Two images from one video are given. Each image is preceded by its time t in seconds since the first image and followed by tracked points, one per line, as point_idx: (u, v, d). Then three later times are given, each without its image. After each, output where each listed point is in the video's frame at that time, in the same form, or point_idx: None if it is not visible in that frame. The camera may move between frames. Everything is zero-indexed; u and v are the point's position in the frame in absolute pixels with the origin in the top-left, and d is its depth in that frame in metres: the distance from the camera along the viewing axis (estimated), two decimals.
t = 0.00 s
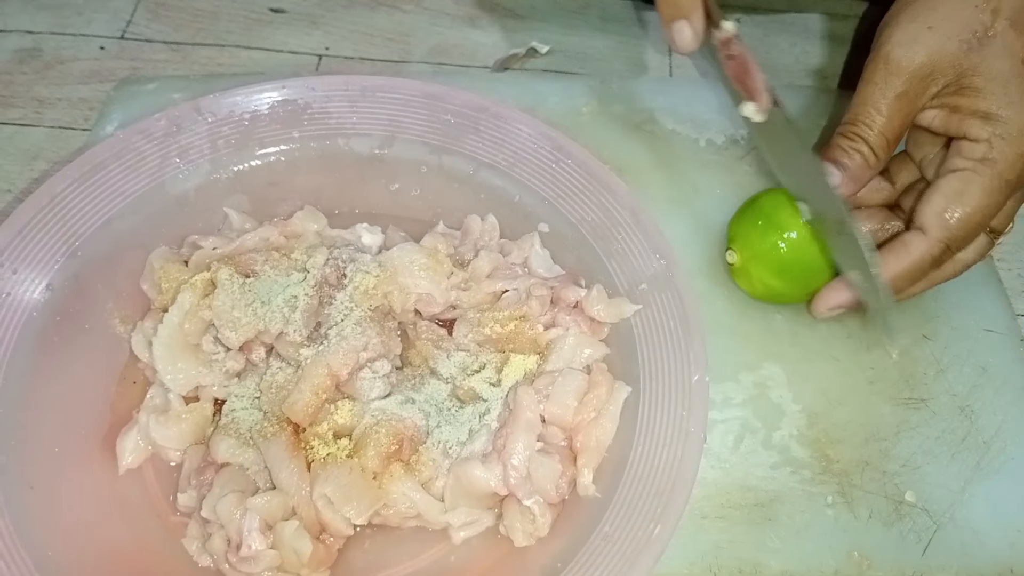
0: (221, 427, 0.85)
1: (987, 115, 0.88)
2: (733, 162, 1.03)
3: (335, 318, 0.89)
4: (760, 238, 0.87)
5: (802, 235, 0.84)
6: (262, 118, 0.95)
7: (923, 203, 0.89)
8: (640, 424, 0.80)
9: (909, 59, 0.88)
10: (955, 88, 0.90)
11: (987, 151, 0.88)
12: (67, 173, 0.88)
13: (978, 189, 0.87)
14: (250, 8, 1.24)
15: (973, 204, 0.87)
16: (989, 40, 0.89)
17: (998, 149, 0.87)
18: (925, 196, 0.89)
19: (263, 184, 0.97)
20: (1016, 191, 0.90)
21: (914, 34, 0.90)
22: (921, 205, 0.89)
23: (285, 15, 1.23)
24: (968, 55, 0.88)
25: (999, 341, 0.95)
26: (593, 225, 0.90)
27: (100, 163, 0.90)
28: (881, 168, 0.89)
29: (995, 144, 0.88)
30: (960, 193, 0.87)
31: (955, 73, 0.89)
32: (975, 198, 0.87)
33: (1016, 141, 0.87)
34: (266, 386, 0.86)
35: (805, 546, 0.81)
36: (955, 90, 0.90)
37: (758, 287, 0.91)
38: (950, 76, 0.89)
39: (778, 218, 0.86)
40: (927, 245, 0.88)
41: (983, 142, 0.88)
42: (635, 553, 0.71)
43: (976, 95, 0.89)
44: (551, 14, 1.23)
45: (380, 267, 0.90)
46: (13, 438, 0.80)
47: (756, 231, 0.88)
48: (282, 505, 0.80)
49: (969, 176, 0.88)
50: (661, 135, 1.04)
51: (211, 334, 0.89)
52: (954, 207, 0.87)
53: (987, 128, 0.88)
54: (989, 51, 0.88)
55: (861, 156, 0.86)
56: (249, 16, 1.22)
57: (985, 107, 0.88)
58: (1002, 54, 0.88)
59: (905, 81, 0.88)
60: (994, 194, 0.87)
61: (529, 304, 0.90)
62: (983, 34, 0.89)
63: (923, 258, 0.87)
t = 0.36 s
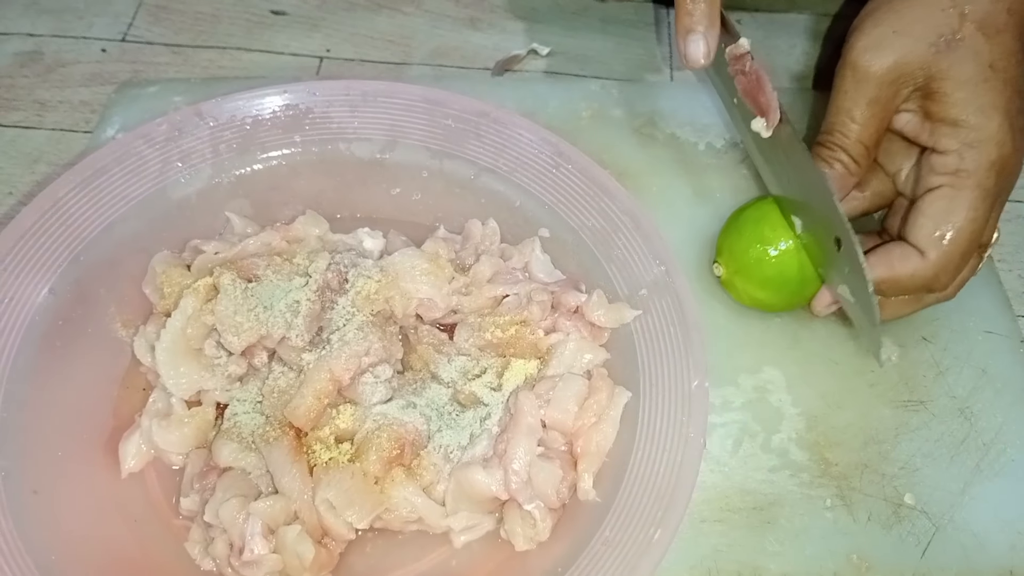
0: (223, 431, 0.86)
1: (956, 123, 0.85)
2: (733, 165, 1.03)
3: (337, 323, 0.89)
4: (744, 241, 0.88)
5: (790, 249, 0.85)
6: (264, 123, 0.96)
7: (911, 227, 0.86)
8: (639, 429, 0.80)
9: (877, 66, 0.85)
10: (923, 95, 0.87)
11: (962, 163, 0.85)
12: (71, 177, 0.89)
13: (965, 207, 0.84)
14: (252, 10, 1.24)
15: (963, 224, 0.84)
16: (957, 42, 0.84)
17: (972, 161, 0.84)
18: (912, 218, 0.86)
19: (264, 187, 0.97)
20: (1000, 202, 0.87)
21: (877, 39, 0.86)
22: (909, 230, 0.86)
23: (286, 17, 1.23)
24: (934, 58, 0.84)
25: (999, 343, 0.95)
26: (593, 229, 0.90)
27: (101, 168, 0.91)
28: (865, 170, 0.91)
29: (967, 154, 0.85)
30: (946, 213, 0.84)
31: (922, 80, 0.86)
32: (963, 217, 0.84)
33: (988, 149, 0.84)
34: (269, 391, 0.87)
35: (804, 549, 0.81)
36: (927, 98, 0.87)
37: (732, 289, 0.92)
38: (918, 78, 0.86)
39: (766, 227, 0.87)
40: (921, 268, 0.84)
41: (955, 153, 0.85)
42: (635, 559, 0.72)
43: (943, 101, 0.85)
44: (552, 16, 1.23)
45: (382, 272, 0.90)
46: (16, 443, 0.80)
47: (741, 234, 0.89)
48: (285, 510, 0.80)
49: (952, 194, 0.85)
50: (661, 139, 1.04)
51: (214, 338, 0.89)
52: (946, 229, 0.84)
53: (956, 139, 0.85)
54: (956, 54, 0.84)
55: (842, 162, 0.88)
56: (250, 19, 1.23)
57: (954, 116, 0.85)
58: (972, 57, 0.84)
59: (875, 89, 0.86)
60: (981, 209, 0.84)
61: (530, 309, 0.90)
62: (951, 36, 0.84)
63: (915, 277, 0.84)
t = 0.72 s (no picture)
0: (226, 434, 0.86)
1: (945, 143, 0.84)
2: (733, 169, 1.03)
3: (341, 327, 0.90)
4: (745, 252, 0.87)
5: (790, 268, 0.85)
6: (268, 127, 0.96)
7: (900, 248, 0.84)
8: (640, 436, 0.81)
9: (865, 88, 0.84)
10: (915, 114, 0.86)
11: (952, 183, 0.83)
12: (74, 181, 0.89)
13: (955, 228, 0.82)
14: (254, 10, 1.24)
15: (951, 245, 0.82)
16: (947, 62, 0.83)
17: (961, 181, 0.83)
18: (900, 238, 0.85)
19: (267, 191, 0.97)
20: (993, 221, 0.85)
21: (866, 60, 0.85)
22: (899, 249, 0.85)
23: (288, 17, 1.23)
24: (923, 79, 0.83)
25: (999, 345, 0.96)
26: (594, 235, 0.91)
27: (104, 172, 0.91)
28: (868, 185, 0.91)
29: (956, 173, 0.83)
30: (934, 234, 0.82)
31: (912, 99, 0.84)
32: (952, 237, 0.82)
33: (978, 169, 0.83)
34: (272, 395, 0.87)
35: (803, 551, 0.82)
36: (919, 117, 0.86)
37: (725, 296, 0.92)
38: (910, 99, 0.84)
39: (769, 245, 0.86)
40: (910, 287, 0.83)
41: (943, 173, 0.84)
42: (635, 564, 0.73)
43: (932, 122, 0.84)
44: (554, 16, 1.23)
45: (385, 277, 0.91)
46: (22, 445, 0.81)
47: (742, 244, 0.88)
48: (289, 513, 0.81)
49: (941, 214, 0.83)
50: (662, 144, 1.05)
51: (218, 342, 0.90)
52: (933, 250, 0.82)
53: (947, 158, 0.84)
54: (947, 74, 0.82)
55: (842, 181, 0.89)
56: (251, 19, 1.23)
57: (942, 135, 0.84)
58: (963, 76, 0.82)
59: (865, 111, 0.85)
60: (970, 230, 0.82)
61: (531, 315, 0.90)
62: (941, 56, 0.83)
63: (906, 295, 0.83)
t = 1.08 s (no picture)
0: (226, 430, 0.86)
1: (928, 135, 0.84)
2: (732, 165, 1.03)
3: (340, 324, 0.90)
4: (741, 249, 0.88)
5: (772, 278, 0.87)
6: (267, 122, 0.96)
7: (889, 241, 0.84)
8: (640, 432, 0.81)
9: (846, 86, 0.84)
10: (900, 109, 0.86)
11: (936, 174, 0.83)
12: (73, 176, 0.89)
13: (941, 219, 0.81)
14: (253, 6, 1.24)
15: (940, 236, 0.81)
16: (926, 55, 0.83)
17: (944, 172, 0.83)
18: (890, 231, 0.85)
19: (266, 187, 0.98)
20: (983, 209, 0.84)
21: (845, 59, 0.85)
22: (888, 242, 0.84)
23: (288, 13, 1.23)
24: (902, 73, 0.83)
25: (998, 340, 0.96)
26: (594, 232, 0.91)
27: (104, 168, 0.91)
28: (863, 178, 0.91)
29: (939, 165, 0.83)
30: (921, 226, 0.82)
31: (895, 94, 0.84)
32: (939, 228, 0.81)
33: (961, 160, 0.82)
34: (272, 391, 0.88)
35: (802, 547, 0.82)
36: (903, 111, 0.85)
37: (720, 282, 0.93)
38: (892, 94, 0.84)
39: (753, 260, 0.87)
40: (898, 279, 0.83)
41: (926, 165, 0.84)
42: (635, 560, 0.73)
43: (915, 115, 0.84)
44: (553, 12, 1.23)
45: (384, 273, 0.91)
46: (22, 441, 0.81)
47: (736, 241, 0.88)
48: (289, 509, 0.82)
49: (927, 206, 0.82)
50: (660, 141, 1.05)
51: (217, 338, 0.90)
52: (922, 243, 0.81)
53: (929, 150, 0.84)
54: (927, 67, 0.82)
55: (837, 178, 0.90)
56: (251, 15, 1.23)
57: (925, 128, 0.84)
58: (943, 69, 0.82)
59: (849, 109, 0.85)
60: (958, 220, 0.81)
61: (530, 311, 0.91)
62: (919, 50, 0.83)
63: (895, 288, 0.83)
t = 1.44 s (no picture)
0: (226, 427, 0.87)
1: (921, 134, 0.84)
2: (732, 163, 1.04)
3: (341, 321, 0.90)
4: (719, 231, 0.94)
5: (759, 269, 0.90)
6: (267, 120, 0.96)
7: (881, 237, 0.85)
8: (639, 429, 0.81)
9: (843, 87, 0.85)
10: (895, 109, 0.85)
11: (927, 172, 0.83)
12: (74, 174, 0.89)
13: (931, 217, 0.82)
14: (253, 3, 1.24)
15: (929, 234, 0.81)
16: (921, 56, 0.83)
17: (935, 170, 0.83)
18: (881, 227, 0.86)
19: (266, 184, 0.98)
20: (977, 210, 0.84)
21: (841, 61, 0.85)
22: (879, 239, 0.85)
23: (288, 10, 1.23)
24: (896, 73, 0.83)
25: (997, 337, 0.96)
26: (593, 229, 0.91)
27: (104, 166, 0.91)
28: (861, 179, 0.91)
29: (931, 163, 0.83)
30: (911, 222, 0.82)
31: (889, 94, 0.84)
32: (928, 225, 0.82)
33: (953, 159, 0.82)
34: (272, 388, 0.88)
35: (801, 543, 0.82)
36: (898, 111, 0.85)
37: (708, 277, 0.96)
38: (888, 95, 0.84)
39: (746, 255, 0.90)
40: (887, 275, 0.83)
41: (917, 163, 0.84)
42: (633, 557, 0.73)
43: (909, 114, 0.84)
44: (553, 9, 1.23)
45: (384, 271, 0.91)
46: (22, 439, 0.81)
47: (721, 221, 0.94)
48: (289, 505, 0.82)
49: (916, 204, 0.83)
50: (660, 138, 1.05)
51: (218, 335, 0.91)
52: (911, 239, 0.82)
53: (920, 148, 0.84)
54: (921, 67, 0.83)
55: (831, 174, 0.90)
56: (251, 12, 1.23)
57: (918, 127, 0.84)
58: (938, 68, 0.82)
59: (846, 111, 0.86)
60: (948, 218, 0.82)
61: (530, 308, 0.91)
62: (914, 51, 0.83)
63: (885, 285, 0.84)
